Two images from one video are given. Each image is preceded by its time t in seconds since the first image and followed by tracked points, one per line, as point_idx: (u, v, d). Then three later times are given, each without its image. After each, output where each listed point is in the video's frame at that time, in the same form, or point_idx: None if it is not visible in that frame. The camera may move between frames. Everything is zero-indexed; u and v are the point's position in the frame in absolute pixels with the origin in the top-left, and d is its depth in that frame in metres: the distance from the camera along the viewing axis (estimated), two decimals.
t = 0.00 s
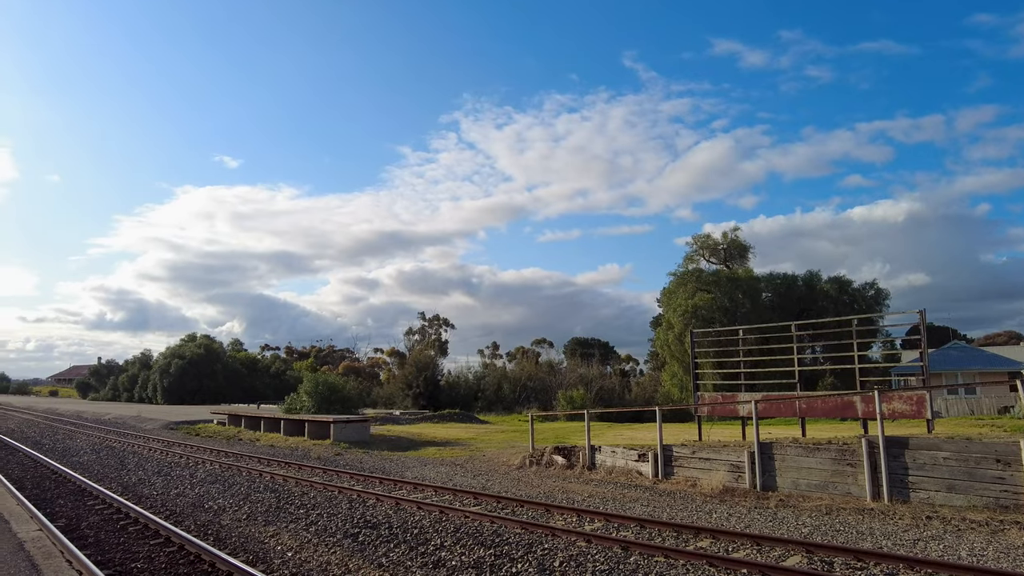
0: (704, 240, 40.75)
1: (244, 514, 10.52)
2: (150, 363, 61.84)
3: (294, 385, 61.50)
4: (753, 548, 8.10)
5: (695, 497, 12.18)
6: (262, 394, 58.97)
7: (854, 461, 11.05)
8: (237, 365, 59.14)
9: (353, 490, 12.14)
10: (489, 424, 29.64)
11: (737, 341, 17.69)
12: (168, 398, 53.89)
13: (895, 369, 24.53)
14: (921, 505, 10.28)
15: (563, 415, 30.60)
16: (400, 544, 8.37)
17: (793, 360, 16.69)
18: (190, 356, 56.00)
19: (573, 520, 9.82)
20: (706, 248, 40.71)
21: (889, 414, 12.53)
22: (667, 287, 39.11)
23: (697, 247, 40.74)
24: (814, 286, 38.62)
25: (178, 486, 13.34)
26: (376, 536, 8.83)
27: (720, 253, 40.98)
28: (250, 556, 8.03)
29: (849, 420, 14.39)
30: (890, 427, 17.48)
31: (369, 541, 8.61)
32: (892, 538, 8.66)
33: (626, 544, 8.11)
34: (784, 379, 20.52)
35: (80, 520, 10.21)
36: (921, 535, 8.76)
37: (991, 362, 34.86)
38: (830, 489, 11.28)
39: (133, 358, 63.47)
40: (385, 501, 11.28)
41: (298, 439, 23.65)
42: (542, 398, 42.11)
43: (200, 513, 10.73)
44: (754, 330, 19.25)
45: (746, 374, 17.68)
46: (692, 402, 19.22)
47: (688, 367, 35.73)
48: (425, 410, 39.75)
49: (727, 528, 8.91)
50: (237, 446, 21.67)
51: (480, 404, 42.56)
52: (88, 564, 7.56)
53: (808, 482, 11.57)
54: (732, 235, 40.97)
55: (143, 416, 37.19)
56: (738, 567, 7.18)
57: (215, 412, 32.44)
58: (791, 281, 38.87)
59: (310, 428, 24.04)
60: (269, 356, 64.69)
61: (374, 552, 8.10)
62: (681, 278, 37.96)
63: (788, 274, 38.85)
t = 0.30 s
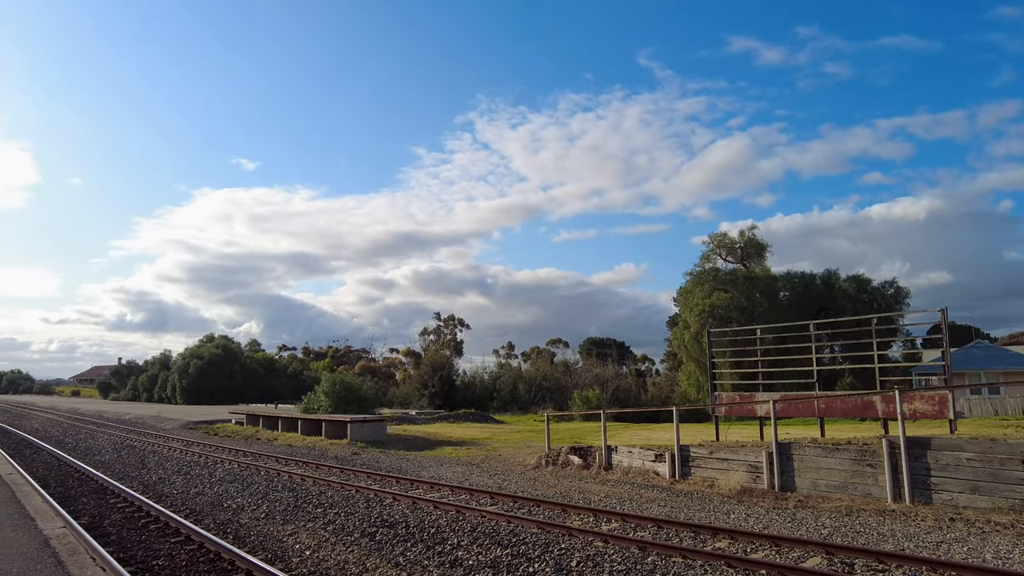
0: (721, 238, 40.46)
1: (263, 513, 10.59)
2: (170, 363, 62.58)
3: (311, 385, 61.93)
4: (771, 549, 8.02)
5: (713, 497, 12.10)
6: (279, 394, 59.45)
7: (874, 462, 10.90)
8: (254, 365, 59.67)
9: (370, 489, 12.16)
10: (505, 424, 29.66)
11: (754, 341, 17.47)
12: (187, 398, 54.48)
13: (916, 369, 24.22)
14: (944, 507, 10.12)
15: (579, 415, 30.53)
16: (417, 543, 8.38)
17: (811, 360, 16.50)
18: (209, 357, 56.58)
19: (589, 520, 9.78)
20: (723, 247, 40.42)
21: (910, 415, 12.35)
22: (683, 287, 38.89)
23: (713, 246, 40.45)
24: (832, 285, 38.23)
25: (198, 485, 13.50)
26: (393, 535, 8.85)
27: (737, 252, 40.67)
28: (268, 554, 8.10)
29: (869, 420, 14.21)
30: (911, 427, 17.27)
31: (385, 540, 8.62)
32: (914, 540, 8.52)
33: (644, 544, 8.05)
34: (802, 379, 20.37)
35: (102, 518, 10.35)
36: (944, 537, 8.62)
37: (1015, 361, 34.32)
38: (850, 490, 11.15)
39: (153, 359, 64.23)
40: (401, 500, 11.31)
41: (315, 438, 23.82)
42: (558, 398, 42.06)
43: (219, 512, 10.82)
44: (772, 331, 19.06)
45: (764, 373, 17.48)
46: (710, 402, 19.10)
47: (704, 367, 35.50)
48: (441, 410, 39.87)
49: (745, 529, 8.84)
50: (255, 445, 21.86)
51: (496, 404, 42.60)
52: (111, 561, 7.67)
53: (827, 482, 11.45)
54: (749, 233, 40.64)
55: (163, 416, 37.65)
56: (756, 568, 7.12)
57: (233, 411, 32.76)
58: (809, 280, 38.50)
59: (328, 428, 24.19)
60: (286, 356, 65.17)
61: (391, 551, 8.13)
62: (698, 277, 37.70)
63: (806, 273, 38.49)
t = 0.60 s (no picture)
0: (739, 237, 40.12)
1: (282, 512, 10.66)
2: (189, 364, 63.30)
3: (329, 385, 62.34)
4: (792, 550, 7.93)
5: (731, 498, 12.00)
6: (297, 394, 59.89)
7: (896, 462, 10.74)
8: (273, 365, 60.17)
9: (387, 489, 12.19)
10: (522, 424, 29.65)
11: (773, 340, 17.24)
12: (206, 398, 55.08)
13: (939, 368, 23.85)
14: (969, 508, 9.94)
15: (596, 415, 30.45)
16: (434, 543, 8.39)
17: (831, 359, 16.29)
18: (228, 357, 57.18)
19: (606, 521, 9.73)
20: (741, 245, 40.07)
21: (933, 415, 12.14)
22: (701, 285, 38.62)
23: (731, 245, 40.10)
24: (852, 283, 37.77)
25: (218, 484, 13.63)
26: (410, 534, 8.86)
27: (755, 251, 40.33)
28: (287, 553, 8.15)
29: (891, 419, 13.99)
30: (934, 427, 17.02)
31: (402, 539, 8.63)
32: (938, 542, 8.39)
33: (663, 545, 8.00)
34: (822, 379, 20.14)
35: (125, 515, 10.50)
36: (969, 539, 8.46)
37: None
38: (872, 490, 10.99)
39: (173, 359, 65.03)
40: (419, 500, 11.33)
41: (333, 438, 23.96)
42: (574, 398, 41.99)
43: (239, 511, 10.91)
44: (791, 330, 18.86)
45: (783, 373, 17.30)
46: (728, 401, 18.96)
47: (722, 367, 35.24)
48: (458, 410, 39.95)
49: (765, 530, 8.75)
50: (274, 445, 22.04)
51: (512, 403, 42.61)
52: (133, 558, 7.77)
53: (848, 483, 11.30)
54: (768, 231, 40.26)
55: (183, 416, 38.08)
56: (776, 568, 7.05)
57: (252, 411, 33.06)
58: (828, 278, 38.10)
59: (345, 427, 24.33)
60: (303, 356, 65.69)
61: (409, 550, 8.15)
62: (715, 275, 37.41)
63: (825, 271, 38.09)
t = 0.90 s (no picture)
0: (756, 235, 39.77)
1: (301, 511, 10.72)
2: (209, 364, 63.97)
3: (346, 385, 62.71)
4: (811, 551, 7.82)
5: (750, 498, 11.88)
6: (314, 394, 60.27)
7: (918, 462, 10.57)
8: (291, 366, 60.62)
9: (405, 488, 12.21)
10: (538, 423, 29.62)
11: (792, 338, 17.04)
12: (226, 398, 55.63)
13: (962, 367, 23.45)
14: (995, 510, 9.74)
15: (613, 415, 30.35)
16: (451, 542, 8.39)
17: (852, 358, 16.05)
18: (246, 357, 57.72)
19: (622, 521, 9.68)
20: (759, 244, 39.72)
21: (957, 414, 11.90)
22: (718, 284, 38.33)
23: (749, 243, 39.76)
24: (872, 281, 37.29)
25: (236, 483, 13.75)
26: (427, 533, 8.87)
27: (773, 249, 39.96)
28: (305, 551, 8.20)
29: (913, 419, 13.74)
30: (957, 427, 16.75)
31: (419, 538, 8.64)
32: (962, 544, 8.24)
33: (682, 546, 7.93)
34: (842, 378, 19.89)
35: (146, 514, 10.62)
36: (994, 542, 8.30)
37: None
38: (894, 491, 10.82)
39: (192, 359, 65.75)
40: (436, 499, 11.33)
41: (350, 438, 24.07)
42: (591, 398, 41.87)
43: (258, 510, 10.99)
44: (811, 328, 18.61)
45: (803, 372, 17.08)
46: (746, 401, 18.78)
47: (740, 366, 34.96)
48: (473, 410, 39.98)
49: (785, 530, 8.65)
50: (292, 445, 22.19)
51: (528, 403, 42.59)
52: (155, 555, 7.85)
53: (869, 484, 11.15)
54: (786, 229, 39.87)
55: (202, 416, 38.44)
56: (795, 569, 6.96)
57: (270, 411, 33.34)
58: (848, 277, 37.66)
59: (362, 427, 24.45)
60: (320, 356, 66.16)
61: (426, 549, 8.16)
62: (733, 274, 37.09)
63: (844, 269, 37.66)
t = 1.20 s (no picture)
0: (774, 234, 39.43)
1: (318, 510, 10.77)
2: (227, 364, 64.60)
3: (362, 385, 63.03)
4: (830, 552, 7.73)
5: (769, 499, 11.77)
6: (331, 394, 60.64)
7: (940, 463, 10.40)
8: (308, 366, 61.03)
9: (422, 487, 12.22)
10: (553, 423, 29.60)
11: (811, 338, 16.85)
12: (244, 398, 56.13)
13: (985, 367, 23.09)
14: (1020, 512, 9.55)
15: (629, 415, 30.27)
16: (468, 541, 8.40)
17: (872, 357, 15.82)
18: (264, 357, 58.21)
19: (639, 522, 9.62)
20: (776, 243, 39.37)
21: (980, 414, 11.69)
22: (736, 283, 38.04)
23: (766, 242, 39.44)
24: (892, 279, 36.80)
25: (255, 482, 13.86)
26: (443, 533, 8.88)
27: (791, 248, 39.59)
28: (323, 550, 8.24)
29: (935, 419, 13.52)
30: (980, 428, 16.47)
31: (436, 538, 8.65)
32: (986, 547, 8.09)
33: (699, 547, 7.86)
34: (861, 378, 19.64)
35: (167, 512, 10.73)
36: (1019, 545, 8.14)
37: None
38: (916, 492, 10.66)
39: (211, 360, 66.42)
40: (453, 499, 11.34)
41: (366, 437, 24.18)
42: (607, 398, 41.74)
43: (276, 509, 11.06)
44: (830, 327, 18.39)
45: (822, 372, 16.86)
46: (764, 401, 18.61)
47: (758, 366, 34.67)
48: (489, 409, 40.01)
49: (804, 531, 8.56)
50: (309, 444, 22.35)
51: (544, 403, 42.55)
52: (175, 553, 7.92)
53: (890, 485, 10.99)
54: (803, 228, 39.48)
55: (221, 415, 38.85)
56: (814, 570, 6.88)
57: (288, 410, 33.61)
58: (867, 275, 37.22)
59: (379, 427, 24.55)
60: (337, 357, 66.54)
61: (443, 549, 8.16)
62: (750, 273, 36.78)
63: (863, 268, 37.23)
